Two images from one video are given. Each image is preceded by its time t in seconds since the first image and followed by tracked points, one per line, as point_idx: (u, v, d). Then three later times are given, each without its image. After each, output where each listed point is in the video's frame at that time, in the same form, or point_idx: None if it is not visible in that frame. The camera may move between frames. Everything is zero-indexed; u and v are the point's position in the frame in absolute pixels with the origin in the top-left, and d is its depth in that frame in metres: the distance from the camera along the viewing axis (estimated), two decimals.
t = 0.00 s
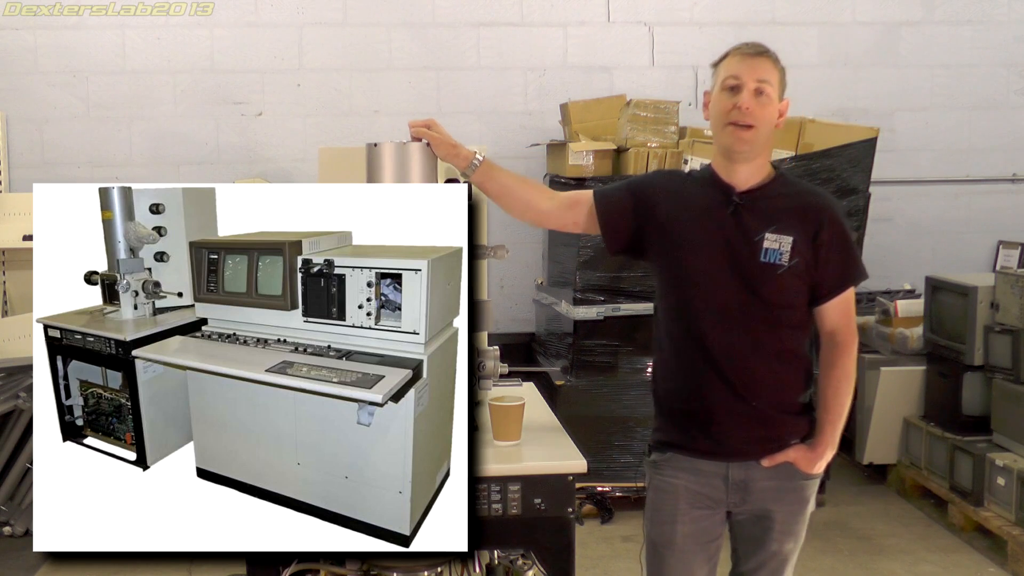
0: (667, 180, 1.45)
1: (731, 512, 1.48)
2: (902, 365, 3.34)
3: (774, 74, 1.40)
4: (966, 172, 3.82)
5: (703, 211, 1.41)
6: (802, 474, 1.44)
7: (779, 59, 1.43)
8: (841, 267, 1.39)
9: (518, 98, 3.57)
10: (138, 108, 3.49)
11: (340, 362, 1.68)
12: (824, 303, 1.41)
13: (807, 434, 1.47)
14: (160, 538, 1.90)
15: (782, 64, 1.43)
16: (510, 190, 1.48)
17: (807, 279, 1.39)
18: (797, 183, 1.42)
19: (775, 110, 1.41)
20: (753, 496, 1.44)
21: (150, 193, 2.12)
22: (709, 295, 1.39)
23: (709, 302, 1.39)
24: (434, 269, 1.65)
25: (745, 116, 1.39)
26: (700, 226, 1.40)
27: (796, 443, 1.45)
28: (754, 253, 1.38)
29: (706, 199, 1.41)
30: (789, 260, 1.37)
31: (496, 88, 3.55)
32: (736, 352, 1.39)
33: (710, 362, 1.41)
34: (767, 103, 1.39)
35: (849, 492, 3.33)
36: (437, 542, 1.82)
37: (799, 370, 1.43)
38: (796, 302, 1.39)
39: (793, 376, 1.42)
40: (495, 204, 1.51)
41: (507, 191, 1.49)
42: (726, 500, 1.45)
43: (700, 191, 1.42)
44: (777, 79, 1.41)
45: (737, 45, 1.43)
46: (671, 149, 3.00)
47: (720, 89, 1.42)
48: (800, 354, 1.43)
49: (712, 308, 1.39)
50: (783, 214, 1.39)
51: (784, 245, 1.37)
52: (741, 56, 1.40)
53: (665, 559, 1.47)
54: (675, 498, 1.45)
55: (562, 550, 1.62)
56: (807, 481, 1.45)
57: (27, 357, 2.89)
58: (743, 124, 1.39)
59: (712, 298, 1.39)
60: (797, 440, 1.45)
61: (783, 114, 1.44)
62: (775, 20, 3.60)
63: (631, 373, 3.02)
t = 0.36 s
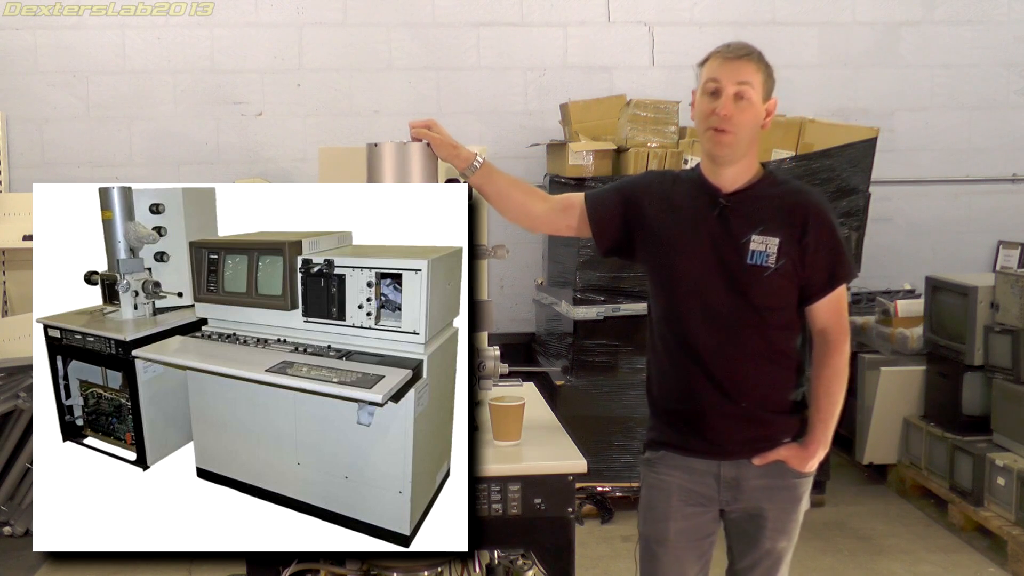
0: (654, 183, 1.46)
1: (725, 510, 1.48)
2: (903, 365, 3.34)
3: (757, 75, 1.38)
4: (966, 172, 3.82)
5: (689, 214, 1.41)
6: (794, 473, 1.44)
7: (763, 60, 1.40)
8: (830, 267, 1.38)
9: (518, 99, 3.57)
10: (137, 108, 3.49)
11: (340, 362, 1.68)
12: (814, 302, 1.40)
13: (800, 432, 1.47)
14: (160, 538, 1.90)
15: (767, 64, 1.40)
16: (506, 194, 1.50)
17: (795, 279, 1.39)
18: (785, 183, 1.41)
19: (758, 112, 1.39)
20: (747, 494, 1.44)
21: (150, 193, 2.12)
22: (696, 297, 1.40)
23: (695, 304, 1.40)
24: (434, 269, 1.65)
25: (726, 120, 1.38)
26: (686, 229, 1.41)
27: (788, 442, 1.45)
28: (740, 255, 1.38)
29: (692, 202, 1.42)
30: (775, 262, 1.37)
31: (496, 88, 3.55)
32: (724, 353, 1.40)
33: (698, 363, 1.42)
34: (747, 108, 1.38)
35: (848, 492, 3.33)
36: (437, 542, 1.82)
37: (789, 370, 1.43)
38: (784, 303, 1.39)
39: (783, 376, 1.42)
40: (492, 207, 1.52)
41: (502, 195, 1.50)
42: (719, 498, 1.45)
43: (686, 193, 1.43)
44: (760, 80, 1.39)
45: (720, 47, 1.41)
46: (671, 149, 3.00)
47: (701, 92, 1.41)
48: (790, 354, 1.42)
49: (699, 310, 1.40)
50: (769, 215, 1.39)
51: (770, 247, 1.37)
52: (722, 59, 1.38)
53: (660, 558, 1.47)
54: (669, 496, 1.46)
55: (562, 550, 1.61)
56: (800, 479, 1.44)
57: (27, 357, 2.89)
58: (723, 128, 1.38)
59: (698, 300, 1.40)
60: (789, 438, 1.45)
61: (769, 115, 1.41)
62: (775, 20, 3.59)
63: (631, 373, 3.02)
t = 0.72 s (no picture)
0: (634, 186, 1.46)
1: (715, 510, 1.48)
2: (903, 365, 3.34)
3: (729, 78, 1.38)
4: (966, 172, 3.82)
5: (670, 218, 1.41)
6: (782, 471, 1.44)
7: (736, 63, 1.40)
8: (812, 267, 1.38)
9: (518, 99, 3.57)
10: (138, 108, 3.49)
11: (340, 362, 1.68)
12: (796, 302, 1.40)
13: (787, 430, 1.47)
14: (161, 538, 1.90)
15: (739, 66, 1.40)
16: (500, 198, 1.50)
17: (776, 282, 1.39)
18: (766, 184, 1.41)
19: (734, 115, 1.39)
20: (736, 494, 1.44)
21: (150, 193, 2.12)
22: (678, 300, 1.40)
23: (677, 307, 1.40)
24: (434, 269, 1.65)
25: (699, 126, 1.38)
26: (667, 233, 1.41)
27: (775, 440, 1.45)
28: (722, 258, 1.38)
29: (673, 206, 1.42)
30: (757, 264, 1.37)
31: (496, 88, 3.55)
32: (706, 356, 1.40)
33: (681, 366, 1.42)
34: (722, 111, 1.37)
35: (848, 492, 3.33)
36: (437, 542, 1.82)
37: (773, 370, 1.43)
38: (766, 305, 1.39)
39: (767, 377, 1.43)
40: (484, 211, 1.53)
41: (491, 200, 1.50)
42: (709, 498, 1.45)
43: (667, 197, 1.43)
44: (733, 83, 1.38)
45: (691, 52, 1.41)
46: (671, 149, 3.00)
47: (675, 98, 1.41)
48: (773, 355, 1.43)
49: (681, 313, 1.40)
50: (751, 218, 1.38)
51: (751, 250, 1.37)
52: (694, 64, 1.39)
53: (653, 559, 1.46)
54: (660, 497, 1.46)
55: (562, 550, 1.62)
56: (788, 477, 1.44)
57: (27, 357, 2.89)
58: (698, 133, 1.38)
59: (680, 303, 1.40)
60: (776, 437, 1.45)
61: (745, 117, 1.41)
62: (775, 20, 3.59)
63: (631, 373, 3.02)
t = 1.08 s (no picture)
0: (647, 183, 1.46)
1: (711, 511, 1.48)
2: (903, 365, 3.34)
3: (741, 76, 1.37)
4: (966, 172, 3.82)
5: (682, 215, 1.41)
6: (780, 473, 1.44)
7: (747, 59, 1.39)
8: (821, 271, 1.38)
9: (518, 99, 3.57)
10: (138, 108, 3.49)
11: (340, 362, 1.68)
12: (803, 304, 1.41)
13: (786, 434, 1.47)
14: (161, 538, 1.90)
15: (750, 62, 1.39)
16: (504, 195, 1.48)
17: (785, 282, 1.39)
18: (777, 186, 1.41)
19: (747, 112, 1.38)
20: (733, 495, 1.44)
21: (150, 193, 2.12)
22: (685, 297, 1.40)
23: (684, 304, 1.40)
24: (434, 269, 1.65)
25: (714, 125, 1.37)
26: (678, 229, 1.41)
27: (774, 443, 1.45)
28: (732, 256, 1.38)
29: (685, 203, 1.42)
30: (767, 263, 1.38)
31: (496, 88, 3.55)
32: (712, 354, 1.39)
33: (686, 363, 1.41)
34: (735, 109, 1.37)
35: (848, 492, 3.33)
36: (438, 542, 1.83)
37: (777, 371, 1.43)
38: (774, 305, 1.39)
39: (771, 377, 1.43)
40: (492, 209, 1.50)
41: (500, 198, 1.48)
42: (705, 498, 1.46)
43: (679, 194, 1.43)
44: (745, 81, 1.38)
45: (702, 51, 1.40)
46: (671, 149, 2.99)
47: (688, 98, 1.40)
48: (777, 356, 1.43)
49: (688, 310, 1.40)
50: (762, 218, 1.39)
51: (762, 249, 1.38)
52: (704, 63, 1.38)
53: (646, 558, 1.47)
54: (656, 497, 1.46)
55: (563, 549, 1.62)
56: (786, 479, 1.45)
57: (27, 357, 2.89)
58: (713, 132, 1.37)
59: (688, 300, 1.40)
60: (775, 440, 1.45)
61: (758, 113, 1.41)
62: (775, 20, 3.59)
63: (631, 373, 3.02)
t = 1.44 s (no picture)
0: (678, 178, 1.46)
1: (724, 514, 1.49)
2: (903, 365, 3.34)
3: (773, 76, 1.40)
4: (966, 171, 3.82)
5: (713, 210, 1.41)
6: (797, 477, 1.44)
7: (777, 60, 1.41)
8: (849, 271, 1.39)
9: (518, 99, 3.57)
10: (137, 108, 3.49)
11: (340, 362, 1.68)
12: (829, 306, 1.41)
13: (803, 437, 1.47)
14: (161, 538, 1.90)
15: (781, 63, 1.42)
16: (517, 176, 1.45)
17: (814, 281, 1.39)
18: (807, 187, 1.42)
19: (779, 112, 1.41)
20: (747, 498, 1.44)
21: (150, 193, 2.12)
22: (714, 292, 1.39)
23: (713, 299, 1.39)
24: (434, 269, 1.65)
25: (747, 126, 1.39)
26: (709, 224, 1.41)
27: (792, 446, 1.45)
28: (763, 252, 1.38)
29: (717, 198, 1.42)
30: (797, 260, 1.38)
31: (496, 88, 3.55)
32: (739, 350, 1.39)
33: (711, 359, 1.41)
34: (767, 109, 1.39)
35: (848, 492, 3.33)
36: (437, 542, 1.82)
37: (800, 372, 1.43)
38: (802, 304, 1.39)
39: (795, 378, 1.42)
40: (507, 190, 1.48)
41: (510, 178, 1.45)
42: (719, 501, 1.46)
43: (710, 189, 1.43)
44: (777, 81, 1.40)
45: (731, 54, 1.43)
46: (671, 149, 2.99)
47: (720, 100, 1.43)
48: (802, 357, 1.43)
49: (716, 306, 1.39)
50: (794, 215, 1.39)
51: (793, 245, 1.38)
52: (734, 66, 1.41)
53: (655, 559, 1.47)
54: (667, 498, 1.46)
55: (562, 550, 1.62)
56: (803, 484, 1.44)
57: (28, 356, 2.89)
58: (747, 132, 1.39)
59: (716, 296, 1.39)
60: (793, 442, 1.45)
61: (789, 113, 1.43)
62: (775, 20, 3.60)
63: (631, 373, 3.02)
